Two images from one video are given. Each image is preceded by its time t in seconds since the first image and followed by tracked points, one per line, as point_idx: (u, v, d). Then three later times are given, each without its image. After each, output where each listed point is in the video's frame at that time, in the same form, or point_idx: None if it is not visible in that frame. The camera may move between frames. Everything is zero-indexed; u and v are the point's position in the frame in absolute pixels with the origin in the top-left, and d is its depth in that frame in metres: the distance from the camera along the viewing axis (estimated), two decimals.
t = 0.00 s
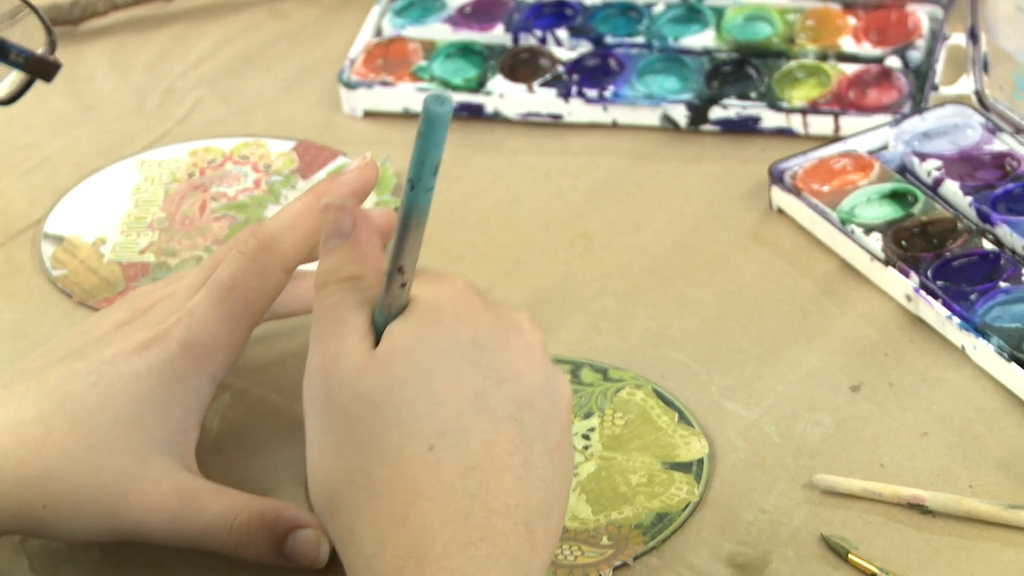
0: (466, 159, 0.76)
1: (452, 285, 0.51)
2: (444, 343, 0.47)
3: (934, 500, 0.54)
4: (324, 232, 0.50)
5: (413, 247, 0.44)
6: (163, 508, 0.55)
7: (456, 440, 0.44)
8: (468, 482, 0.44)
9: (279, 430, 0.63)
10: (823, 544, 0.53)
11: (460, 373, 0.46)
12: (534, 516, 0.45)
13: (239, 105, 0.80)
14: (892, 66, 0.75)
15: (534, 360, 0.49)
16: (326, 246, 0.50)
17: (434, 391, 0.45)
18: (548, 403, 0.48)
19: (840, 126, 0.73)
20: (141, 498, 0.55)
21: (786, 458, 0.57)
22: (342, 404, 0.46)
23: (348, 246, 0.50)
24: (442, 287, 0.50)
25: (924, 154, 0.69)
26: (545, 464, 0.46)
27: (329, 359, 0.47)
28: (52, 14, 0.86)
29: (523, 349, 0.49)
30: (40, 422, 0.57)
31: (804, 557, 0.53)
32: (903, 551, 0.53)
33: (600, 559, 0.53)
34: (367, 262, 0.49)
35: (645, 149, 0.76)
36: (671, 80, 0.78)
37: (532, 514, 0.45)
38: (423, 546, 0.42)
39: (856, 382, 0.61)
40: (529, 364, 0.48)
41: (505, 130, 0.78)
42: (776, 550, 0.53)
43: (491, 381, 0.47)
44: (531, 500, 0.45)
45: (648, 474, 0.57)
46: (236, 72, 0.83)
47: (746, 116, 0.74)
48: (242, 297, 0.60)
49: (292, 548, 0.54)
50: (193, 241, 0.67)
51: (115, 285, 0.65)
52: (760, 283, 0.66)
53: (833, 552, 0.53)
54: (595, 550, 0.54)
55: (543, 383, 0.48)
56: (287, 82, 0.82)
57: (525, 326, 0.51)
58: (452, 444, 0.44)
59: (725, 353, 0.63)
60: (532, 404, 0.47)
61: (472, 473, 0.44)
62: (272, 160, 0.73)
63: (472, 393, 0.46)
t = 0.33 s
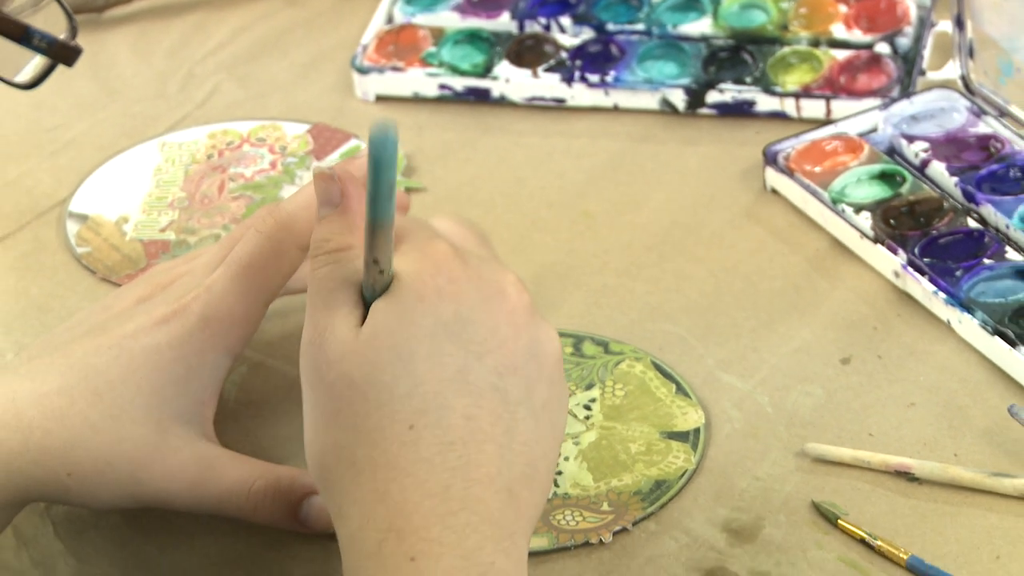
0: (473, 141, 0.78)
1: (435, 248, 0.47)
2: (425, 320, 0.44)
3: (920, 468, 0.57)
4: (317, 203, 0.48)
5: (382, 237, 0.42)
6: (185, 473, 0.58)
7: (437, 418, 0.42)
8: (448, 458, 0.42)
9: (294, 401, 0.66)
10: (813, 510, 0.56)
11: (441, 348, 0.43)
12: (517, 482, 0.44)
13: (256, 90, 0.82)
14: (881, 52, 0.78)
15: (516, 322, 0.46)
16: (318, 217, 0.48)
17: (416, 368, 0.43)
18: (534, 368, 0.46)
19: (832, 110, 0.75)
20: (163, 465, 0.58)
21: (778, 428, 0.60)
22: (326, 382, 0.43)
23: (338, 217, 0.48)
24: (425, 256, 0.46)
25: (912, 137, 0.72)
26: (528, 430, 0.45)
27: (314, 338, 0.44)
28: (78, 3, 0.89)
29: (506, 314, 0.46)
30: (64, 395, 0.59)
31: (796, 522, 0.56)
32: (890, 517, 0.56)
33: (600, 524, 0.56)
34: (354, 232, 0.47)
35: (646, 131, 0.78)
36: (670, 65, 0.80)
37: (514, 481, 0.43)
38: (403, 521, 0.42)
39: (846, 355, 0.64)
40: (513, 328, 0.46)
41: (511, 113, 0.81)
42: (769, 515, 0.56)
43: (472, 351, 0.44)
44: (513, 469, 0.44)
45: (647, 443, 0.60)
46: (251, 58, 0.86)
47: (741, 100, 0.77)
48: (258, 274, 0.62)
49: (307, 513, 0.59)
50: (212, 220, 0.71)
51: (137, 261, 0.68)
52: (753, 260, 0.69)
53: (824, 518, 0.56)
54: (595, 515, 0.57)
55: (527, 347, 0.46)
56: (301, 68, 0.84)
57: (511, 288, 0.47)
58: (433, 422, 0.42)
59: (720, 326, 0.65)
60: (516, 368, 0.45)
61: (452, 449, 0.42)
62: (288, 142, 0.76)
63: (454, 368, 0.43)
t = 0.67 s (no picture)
0: (474, 142, 0.82)
1: (442, 250, 0.50)
2: (435, 319, 0.47)
3: (900, 449, 0.60)
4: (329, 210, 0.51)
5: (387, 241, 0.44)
6: (202, 459, 0.62)
7: (447, 410, 0.46)
8: (459, 448, 0.45)
9: (306, 391, 0.69)
10: (799, 490, 0.60)
11: (450, 345, 0.47)
12: (524, 471, 0.47)
13: (266, 94, 0.86)
14: (859, 54, 0.82)
15: (520, 320, 0.49)
16: (330, 225, 0.51)
17: (426, 365, 0.46)
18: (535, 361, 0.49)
19: (813, 110, 0.79)
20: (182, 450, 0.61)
21: (765, 411, 0.64)
22: (343, 377, 0.47)
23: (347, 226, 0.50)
24: (430, 261, 0.50)
25: (889, 134, 0.75)
26: (533, 421, 0.48)
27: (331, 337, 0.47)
28: (98, 13, 0.93)
29: (511, 313, 0.49)
30: (88, 383, 0.62)
31: (782, 502, 0.59)
32: (871, 496, 0.59)
33: (597, 504, 0.60)
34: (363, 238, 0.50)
35: (638, 131, 0.82)
36: (659, 69, 0.84)
37: (522, 468, 0.47)
38: (416, 508, 0.45)
39: (828, 342, 0.67)
40: (517, 326, 0.49)
41: (509, 115, 0.84)
42: (756, 495, 0.60)
43: (480, 349, 0.47)
44: (520, 457, 0.47)
45: (640, 427, 0.63)
46: (262, 64, 0.89)
47: (727, 101, 0.81)
48: (271, 270, 0.65)
49: (320, 496, 0.62)
50: (226, 218, 0.74)
51: (155, 258, 0.71)
52: (741, 253, 0.72)
53: (808, 497, 0.59)
54: (593, 496, 0.60)
55: (531, 345, 0.49)
56: (309, 74, 0.88)
57: (514, 285, 0.50)
58: (443, 414, 0.46)
59: (709, 316, 0.69)
60: (520, 365, 0.48)
61: (462, 438, 0.46)
62: (297, 144, 0.80)
63: (462, 362, 0.47)
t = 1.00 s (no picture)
0: (477, 155, 0.86)
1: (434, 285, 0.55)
2: (427, 346, 0.51)
3: (881, 449, 0.64)
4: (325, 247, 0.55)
5: (387, 268, 0.48)
6: (213, 458, 0.64)
7: (441, 433, 0.49)
8: (453, 470, 0.48)
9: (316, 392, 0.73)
10: (785, 487, 0.63)
11: (443, 370, 0.51)
12: (515, 493, 0.50)
13: (279, 110, 0.90)
14: (844, 73, 0.86)
15: (511, 346, 0.53)
16: (327, 260, 0.55)
17: (420, 389, 0.50)
18: (526, 387, 0.52)
19: (799, 126, 0.83)
20: (194, 450, 0.64)
21: (753, 413, 0.67)
22: (338, 406, 0.51)
23: (343, 260, 0.55)
24: (424, 291, 0.55)
25: (872, 149, 0.79)
26: (525, 443, 0.51)
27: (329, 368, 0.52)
28: (119, 33, 0.97)
29: (502, 340, 0.54)
30: (106, 389, 0.64)
31: (769, 498, 0.63)
32: (855, 493, 0.63)
33: (599, 500, 0.63)
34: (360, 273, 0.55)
35: (634, 146, 0.86)
36: (653, 86, 0.88)
37: (512, 491, 0.50)
38: (410, 529, 0.47)
39: (814, 346, 0.71)
40: (508, 351, 0.53)
41: (511, 130, 0.88)
42: (745, 493, 0.63)
43: (473, 373, 0.51)
44: (510, 479, 0.50)
45: (636, 426, 0.67)
46: (275, 82, 0.93)
47: (718, 117, 0.84)
48: (283, 280, 0.70)
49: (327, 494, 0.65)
50: (240, 228, 0.78)
51: (174, 266, 0.75)
52: (732, 262, 0.76)
53: (794, 494, 0.63)
54: (595, 493, 0.64)
55: (523, 369, 0.53)
56: (320, 91, 0.92)
57: (504, 318, 0.55)
58: (438, 437, 0.49)
59: (701, 322, 0.72)
60: (512, 390, 0.52)
61: (455, 462, 0.49)
62: (309, 157, 0.84)
63: (454, 387, 0.50)
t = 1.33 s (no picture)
0: (479, 168, 0.89)
1: (478, 310, 0.58)
2: (471, 375, 0.55)
3: (862, 449, 0.67)
4: (371, 269, 0.61)
5: (436, 288, 0.53)
6: (227, 454, 0.68)
7: (479, 460, 0.53)
8: (490, 497, 0.53)
9: (325, 393, 0.76)
10: (770, 487, 0.67)
11: (484, 399, 0.54)
12: (546, 521, 0.54)
13: (290, 125, 0.94)
14: (827, 91, 0.90)
15: (549, 376, 0.56)
16: (372, 280, 0.60)
17: (462, 418, 0.54)
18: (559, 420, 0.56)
19: (784, 141, 0.87)
20: (207, 449, 0.68)
21: (740, 415, 0.71)
22: (384, 427, 0.54)
23: (388, 281, 0.60)
24: (467, 316, 0.58)
25: (853, 164, 0.84)
26: (558, 472, 0.55)
27: (372, 387, 0.55)
28: (138, 51, 1.02)
29: (540, 368, 0.57)
30: (125, 390, 0.68)
31: (755, 497, 0.66)
32: (837, 492, 0.66)
33: (604, 497, 0.67)
34: (405, 294, 0.59)
35: (628, 160, 0.89)
36: (646, 104, 0.92)
37: (544, 518, 0.54)
38: (448, 552, 0.52)
39: (798, 352, 0.74)
40: (546, 382, 0.56)
41: (510, 145, 0.92)
42: (732, 492, 0.67)
43: (512, 403, 0.55)
44: (542, 507, 0.54)
45: (634, 425, 0.71)
46: (286, 98, 0.97)
47: (707, 133, 0.88)
48: (294, 291, 0.72)
49: (337, 489, 0.68)
50: (253, 237, 0.82)
51: (189, 272, 0.78)
52: (721, 271, 0.80)
53: (779, 493, 0.66)
54: (600, 490, 0.67)
55: (558, 397, 0.56)
56: (330, 106, 0.96)
57: (543, 347, 0.58)
58: (477, 463, 0.53)
59: (691, 328, 0.76)
60: (547, 419, 0.56)
61: (492, 489, 0.53)
62: (319, 170, 0.88)
63: (495, 416, 0.54)
